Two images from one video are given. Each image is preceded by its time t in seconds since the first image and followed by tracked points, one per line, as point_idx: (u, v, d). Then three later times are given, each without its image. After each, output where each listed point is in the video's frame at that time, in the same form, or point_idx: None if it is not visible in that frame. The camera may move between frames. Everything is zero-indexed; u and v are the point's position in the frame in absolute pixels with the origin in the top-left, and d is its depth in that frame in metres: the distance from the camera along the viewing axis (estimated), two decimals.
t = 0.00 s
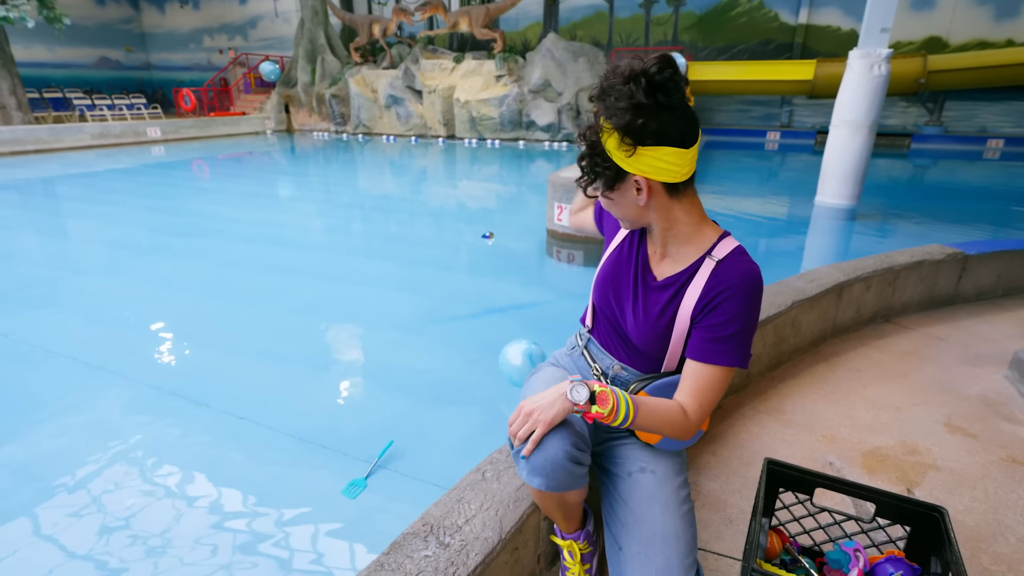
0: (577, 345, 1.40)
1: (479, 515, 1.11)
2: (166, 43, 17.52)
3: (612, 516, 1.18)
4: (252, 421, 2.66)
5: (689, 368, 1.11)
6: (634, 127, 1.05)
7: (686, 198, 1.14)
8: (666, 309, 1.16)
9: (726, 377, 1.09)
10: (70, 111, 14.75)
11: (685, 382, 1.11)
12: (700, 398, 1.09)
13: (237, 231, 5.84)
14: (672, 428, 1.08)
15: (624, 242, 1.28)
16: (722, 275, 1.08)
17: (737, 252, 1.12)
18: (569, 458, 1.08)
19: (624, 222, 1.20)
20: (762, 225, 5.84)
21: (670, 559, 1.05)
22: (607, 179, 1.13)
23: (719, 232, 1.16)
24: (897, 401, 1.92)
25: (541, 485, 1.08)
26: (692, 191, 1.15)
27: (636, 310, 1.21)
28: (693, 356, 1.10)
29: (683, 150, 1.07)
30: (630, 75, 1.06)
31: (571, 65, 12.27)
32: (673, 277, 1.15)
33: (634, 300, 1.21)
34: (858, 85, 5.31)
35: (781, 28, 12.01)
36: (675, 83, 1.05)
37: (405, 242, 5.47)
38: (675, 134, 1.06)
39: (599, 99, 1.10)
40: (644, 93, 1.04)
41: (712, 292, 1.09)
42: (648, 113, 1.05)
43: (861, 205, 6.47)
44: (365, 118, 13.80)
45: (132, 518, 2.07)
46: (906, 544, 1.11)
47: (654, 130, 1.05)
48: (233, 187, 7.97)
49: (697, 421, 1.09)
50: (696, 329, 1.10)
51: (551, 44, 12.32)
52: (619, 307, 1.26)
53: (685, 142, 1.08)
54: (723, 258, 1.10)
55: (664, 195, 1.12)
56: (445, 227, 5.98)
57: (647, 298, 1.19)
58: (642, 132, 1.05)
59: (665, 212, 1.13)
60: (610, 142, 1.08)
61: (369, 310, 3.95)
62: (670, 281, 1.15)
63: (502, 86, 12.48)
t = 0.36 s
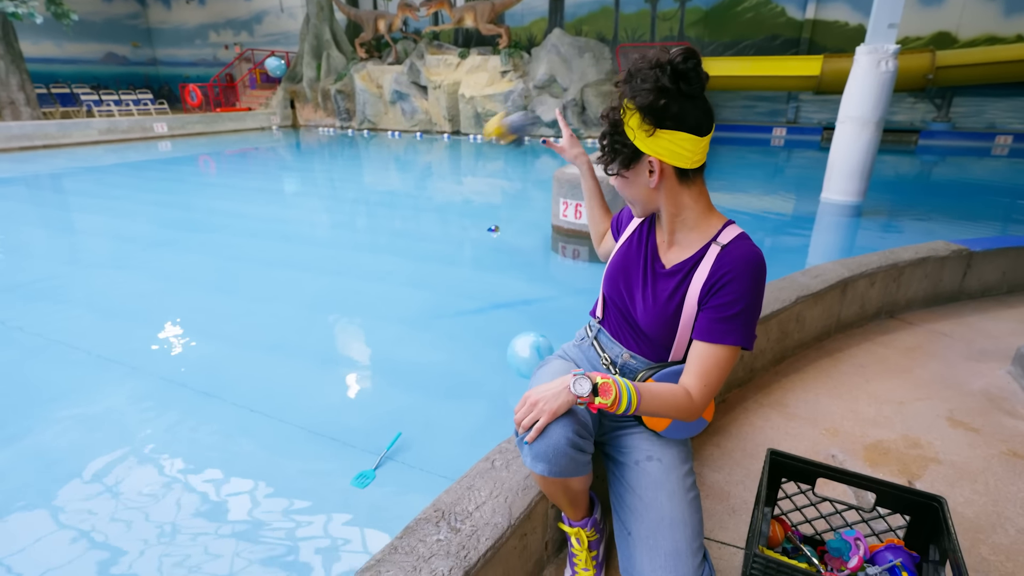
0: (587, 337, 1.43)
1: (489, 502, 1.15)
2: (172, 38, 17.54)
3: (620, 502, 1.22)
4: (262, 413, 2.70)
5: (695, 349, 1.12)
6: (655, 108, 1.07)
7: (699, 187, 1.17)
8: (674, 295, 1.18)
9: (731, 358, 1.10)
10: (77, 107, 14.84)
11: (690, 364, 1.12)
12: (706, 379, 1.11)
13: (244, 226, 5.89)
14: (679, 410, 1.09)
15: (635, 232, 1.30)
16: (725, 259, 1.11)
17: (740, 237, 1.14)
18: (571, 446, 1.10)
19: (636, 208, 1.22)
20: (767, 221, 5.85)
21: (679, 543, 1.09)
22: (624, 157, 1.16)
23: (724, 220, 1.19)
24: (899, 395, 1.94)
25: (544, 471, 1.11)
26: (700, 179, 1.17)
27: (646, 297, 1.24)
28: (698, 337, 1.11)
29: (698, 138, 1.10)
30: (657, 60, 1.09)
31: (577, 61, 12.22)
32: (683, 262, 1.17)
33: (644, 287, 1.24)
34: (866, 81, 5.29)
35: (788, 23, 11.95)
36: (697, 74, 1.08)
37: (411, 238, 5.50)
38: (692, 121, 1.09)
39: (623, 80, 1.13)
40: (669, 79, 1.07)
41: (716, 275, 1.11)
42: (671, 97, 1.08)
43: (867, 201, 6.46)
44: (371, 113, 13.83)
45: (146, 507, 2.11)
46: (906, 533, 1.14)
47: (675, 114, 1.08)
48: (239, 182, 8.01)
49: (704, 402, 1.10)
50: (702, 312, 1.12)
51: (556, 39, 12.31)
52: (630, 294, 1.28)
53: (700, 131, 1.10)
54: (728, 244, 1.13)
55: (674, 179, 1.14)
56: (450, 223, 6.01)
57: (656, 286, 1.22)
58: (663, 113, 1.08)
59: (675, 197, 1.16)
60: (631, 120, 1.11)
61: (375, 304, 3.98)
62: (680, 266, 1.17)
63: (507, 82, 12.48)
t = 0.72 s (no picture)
0: (592, 328, 1.46)
1: (501, 489, 1.18)
2: (177, 33, 17.55)
3: (629, 486, 1.25)
4: (271, 406, 2.74)
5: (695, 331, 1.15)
6: (642, 104, 1.11)
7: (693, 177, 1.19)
8: (673, 279, 1.20)
9: (730, 338, 1.12)
10: (84, 102, 14.91)
11: (693, 347, 1.15)
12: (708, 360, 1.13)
13: (250, 221, 5.93)
14: (685, 391, 1.11)
15: (633, 223, 1.33)
16: (719, 241, 1.12)
17: (733, 221, 1.16)
18: (580, 430, 1.14)
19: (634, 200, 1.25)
20: (772, 217, 5.85)
21: (687, 522, 1.11)
22: (618, 151, 1.19)
23: (719, 206, 1.20)
24: (903, 389, 1.96)
25: (554, 454, 1.14)
26: (693, 168, 1.19)
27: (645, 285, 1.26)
28: (697, 319, 1.14)
29: (687, 129, 1.11)
30: (645, 58, 1.12)
31: (582, 56, 12.22)
32: (679, 249, 1.19)
33: (643, 274, 1.27)
34: (873, 77, 5.27)
35: (795, 18, 11.90)
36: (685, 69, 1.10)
37: (416, 233, 5.53)
38: (681, 114, 1.11)
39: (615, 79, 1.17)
40: (657, 75, 1.10)
41: (711, 258, 1.13)
42: (660, 92, 1.11)
43: (873, 198, 6.46)
44: (375, 109, 13.85)
45: (159, 497, 2.15)
46: (908, 521, 1.16)
47: (663, 107, 1.10)
48: (245, 178, 8.05)
49: (707, 383, 1.13)
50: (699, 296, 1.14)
51: (561, 35, 12.28)
52: (630, 283, 1.31)
53: (690, 123, 1.12)
54: (720, 228, 1.15)
55: (667, 170, 1.17)
56: (455, 219, 6.03)
57: (654, 273, 1.24)
58: (652, 107, 1.10)
59: (668, 186, 1.18)
60: (622, 116, 1.14)
61: (382, 299, 4.01)
62: (676, 253, 1.19)
63: (512, 78, 12.46)
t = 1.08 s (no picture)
0: (594, 322, 1.48)
1: (507, 481, 1.20)
2: (183, 31, 17.60)
3: (634, 476, 1.26)
4: (278, 401, 2.77)
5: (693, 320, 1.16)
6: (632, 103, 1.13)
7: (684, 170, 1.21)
8: (671, 271, 1.22)
9: (728, 325, 1.14)
10: (91, 99, 15.01)
11: (693, 335, 1.16)
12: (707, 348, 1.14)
13: (257, 218, 5.97)
14: (687, 379, 1.12)
15: (630, 218, 1.35)
16: (713, 231, 1.14)
17: (726, 210, 1.18)
18: (582, 422, 1.16)
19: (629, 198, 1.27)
20: (777, 215, 5.85)
21: (694, 507, 1.13)
22: (610, 148, 1.21)
23: (711, 197, 1.22)
24: (906, 386, 1.97)
25: (557, 445, 1.16)
26: (684, 162, 1.22)
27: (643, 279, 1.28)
28: (695, 308, 1.15)
29: (676, 125, 1.14)
30: (633, 58, 1.15)
31: (587, 53, 12.20)
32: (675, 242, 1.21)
33: (642, 268, 1.29)
34: (879, 74, 5.24)
35: (801, 15, 11.85)
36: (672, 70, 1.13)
37: (421, 230, 5.55)
38: (670, 110, 1.13)
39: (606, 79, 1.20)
40: (645, 73, 1.13)
41: (707, 248, 1.14)
42: (648, 89, 1.13)
43: (878, 195, 6.44)
44: (381, 106, 13.86)
45: (169, 490, 2.19)
46: (908, 514, 1.18)
47: (653, 104, 1.13)
48: (251, 175, 8.09)
49: (707, 370, 1.14)
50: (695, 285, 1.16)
51: (566, 32, 12.28)
52: (628, 277, 1.33)
53: (678, 119, 1.15)
54: (714, 218, 1.17)
55: (659, 166, 1.19)
56: (460, 216, 6.06)
57: (652, 266, 1.26)
58: (642, 104, 1.13)
59: (661, 181, 1.20)
60: (613, 114, 1.16)
61: (387, 295, 4.04)
62: (673, 246, 1.21)
63: (517, 75, 12.46)
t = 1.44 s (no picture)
0: (588, 320, 1.49)
1: (504, 476, 1.22)
2: (186, 30, 17.63)
3: (632, 468, 1.28)
4: (280, 398, 2.80)
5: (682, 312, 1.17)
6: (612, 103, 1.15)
7: (668, 165, 1.23)
8: (659, 265, 1.23)
9: (718, 315, 1.15)
10: (95, 98, 15.07)
11: (683, 326, 1.16)
12: (698, 339, 1.15)
13: (259, 216, 5.99)
14: (680, 369, 1.13)
15: (619, 215, 1.36)
16: (698, 224, 1.15)
17: (711, 203, 1.19)
18: (576, 415, 1.17)
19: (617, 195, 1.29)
20: (779, 214, 5.84)
21: (692, 498, 1.14)
22: (594, 148, 1.23)
23: (696, 191, 1.24)
24: (904, 384, 1.98)
25: (552, 440, 1.18)
26: (668, 158, 1.23)
27: (634, 274, 1.29)
28: (684, 300, 1.16)
29: (656, 123, 1.16)
30: (613, 61, 1.17)
31: (589, 52, 12.24)
32: (661, 238, 1.22)
33: (631, 263, 1.30)
34: (881, 73, 5.22)
35: (804, 13, 11.82)
36: (646, 71, 1.16)
37: (423, 228, 5.57)
38: (650, 108, 1.15)
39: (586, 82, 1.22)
40: (624, 75, 1.15)
41: (693, 240, 1.15)
42: (628, 89, 1.15)
43: (881, 194, 6.43)
44: (383, 105, 13.89)
45: (172, 486, 2.22)
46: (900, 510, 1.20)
47: (632, 103, 1.14)
48: (254, 173, 8.12)
49: (700, 361, 1.15)
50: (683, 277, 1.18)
51: (569, 30, 12.29)
52: (620, 273, 1.34)
53: (659, 116, 1.16)
54: (699, 211, 1.18)
55: (642, 163, 1.20)
56: (462, 214, 6.07)
57: (642, 261, 1.27)
58: (621, 104, 1.15)
59: (645, 179, 1.22)
60: (595, 115, 1.18)
61: (388, 293, 4.06)
62: (660, 240, 1.22)
63: (519, 73, 12.45)
